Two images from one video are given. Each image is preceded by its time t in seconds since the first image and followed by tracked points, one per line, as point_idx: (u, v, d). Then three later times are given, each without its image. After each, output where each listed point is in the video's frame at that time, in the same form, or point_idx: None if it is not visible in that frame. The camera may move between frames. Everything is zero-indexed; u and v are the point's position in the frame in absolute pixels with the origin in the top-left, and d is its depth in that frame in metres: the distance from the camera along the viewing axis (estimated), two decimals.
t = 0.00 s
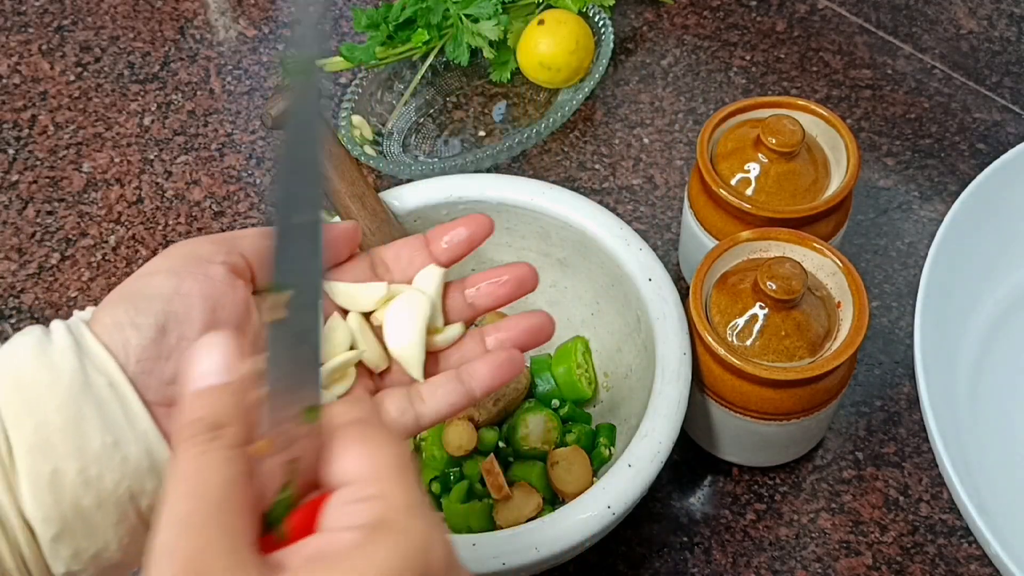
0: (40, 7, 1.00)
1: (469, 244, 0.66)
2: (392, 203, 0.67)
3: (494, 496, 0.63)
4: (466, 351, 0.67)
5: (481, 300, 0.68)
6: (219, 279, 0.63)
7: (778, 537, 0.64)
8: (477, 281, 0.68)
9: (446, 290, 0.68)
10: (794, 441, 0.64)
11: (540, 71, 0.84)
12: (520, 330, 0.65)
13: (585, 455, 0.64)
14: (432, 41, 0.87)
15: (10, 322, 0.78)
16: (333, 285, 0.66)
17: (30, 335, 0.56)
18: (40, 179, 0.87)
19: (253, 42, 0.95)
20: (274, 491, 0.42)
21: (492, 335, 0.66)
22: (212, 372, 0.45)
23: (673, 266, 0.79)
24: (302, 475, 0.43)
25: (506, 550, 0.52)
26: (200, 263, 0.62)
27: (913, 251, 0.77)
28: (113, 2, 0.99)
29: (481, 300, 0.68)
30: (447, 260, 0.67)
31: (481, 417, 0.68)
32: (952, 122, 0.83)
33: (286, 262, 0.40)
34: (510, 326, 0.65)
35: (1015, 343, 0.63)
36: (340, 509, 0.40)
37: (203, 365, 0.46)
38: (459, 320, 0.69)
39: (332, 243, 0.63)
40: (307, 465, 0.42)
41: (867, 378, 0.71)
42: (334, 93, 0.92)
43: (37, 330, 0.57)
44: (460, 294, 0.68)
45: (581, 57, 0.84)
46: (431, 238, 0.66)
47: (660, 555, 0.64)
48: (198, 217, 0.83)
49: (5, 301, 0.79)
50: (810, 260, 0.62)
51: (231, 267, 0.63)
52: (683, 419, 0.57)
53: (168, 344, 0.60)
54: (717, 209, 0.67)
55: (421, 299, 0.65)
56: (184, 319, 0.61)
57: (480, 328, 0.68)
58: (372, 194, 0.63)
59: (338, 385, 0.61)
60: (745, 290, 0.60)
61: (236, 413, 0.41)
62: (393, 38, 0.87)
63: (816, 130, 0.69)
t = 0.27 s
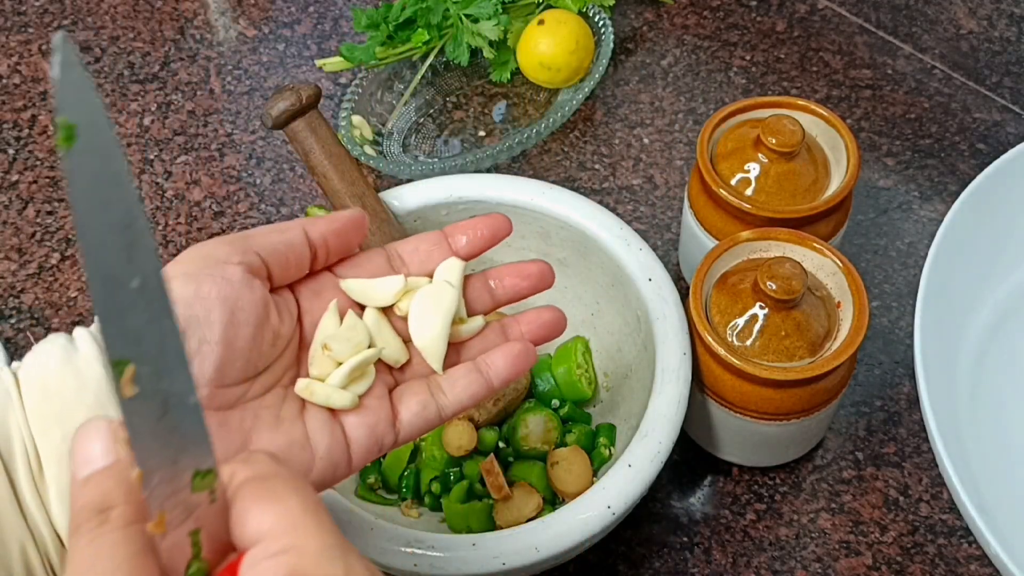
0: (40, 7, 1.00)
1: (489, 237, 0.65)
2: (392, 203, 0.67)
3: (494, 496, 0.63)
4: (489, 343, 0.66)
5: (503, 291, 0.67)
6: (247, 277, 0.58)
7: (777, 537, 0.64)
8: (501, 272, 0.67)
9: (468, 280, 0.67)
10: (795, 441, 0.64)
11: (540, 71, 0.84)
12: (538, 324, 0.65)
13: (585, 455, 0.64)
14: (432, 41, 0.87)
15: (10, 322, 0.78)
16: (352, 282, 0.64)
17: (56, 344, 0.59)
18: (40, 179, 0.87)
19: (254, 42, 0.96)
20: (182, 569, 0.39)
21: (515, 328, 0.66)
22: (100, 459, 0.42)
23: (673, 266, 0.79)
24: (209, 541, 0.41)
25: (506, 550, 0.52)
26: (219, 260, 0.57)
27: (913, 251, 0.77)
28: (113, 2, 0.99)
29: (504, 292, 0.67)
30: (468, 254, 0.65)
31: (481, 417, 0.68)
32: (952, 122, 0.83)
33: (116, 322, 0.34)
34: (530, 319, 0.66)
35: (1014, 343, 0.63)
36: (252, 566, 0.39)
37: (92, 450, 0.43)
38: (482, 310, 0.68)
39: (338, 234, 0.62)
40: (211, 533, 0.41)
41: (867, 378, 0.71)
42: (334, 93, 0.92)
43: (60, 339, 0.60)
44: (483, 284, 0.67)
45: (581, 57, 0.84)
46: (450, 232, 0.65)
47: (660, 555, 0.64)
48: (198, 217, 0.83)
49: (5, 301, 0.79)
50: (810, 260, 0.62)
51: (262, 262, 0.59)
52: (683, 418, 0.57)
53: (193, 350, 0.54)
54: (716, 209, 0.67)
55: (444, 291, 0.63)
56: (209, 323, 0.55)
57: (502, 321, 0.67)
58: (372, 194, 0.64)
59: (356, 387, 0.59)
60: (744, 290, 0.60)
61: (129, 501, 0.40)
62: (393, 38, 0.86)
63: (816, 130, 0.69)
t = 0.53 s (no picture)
0: (40, 7, 1.00)
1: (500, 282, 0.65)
2: (392, 203, 0.66)
3: (494, 496, 0.63)
4: (506, 373, 0.63)
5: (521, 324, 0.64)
6: (215, 313, 0.53)
7: (777, 537, 0.64)
8: (518, 305, 0.65)
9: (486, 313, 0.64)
10: (794, 441, 0.64)
11: (540, 71, 0.84)
12: (550, 355, 0.63)
13: (586, 456, 0.64)
14: (432, 41, 0.87)
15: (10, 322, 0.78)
16: (366, 313, 0.61)
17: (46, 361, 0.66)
18: (40, 179, 0.87)
19: (254, 42, 0.96)
20: None
21: (530, 359, 0.63)
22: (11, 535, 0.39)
23: (673, 266, 0.79)
24: None
25: (506, 551, 0.52)
26: (180, 300, 0.53)
27: (913, 251, 0.77)
28: (113, 2, 0.99)
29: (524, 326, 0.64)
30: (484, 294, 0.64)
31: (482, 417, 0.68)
32: (952, 122, 0.83)
33: None
34: (544, 351, 0.63)
35: (1014, 343, 0.63)
36: None
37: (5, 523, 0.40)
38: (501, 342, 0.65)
39: (266, 219, 0.58)
40: None
41: (867, 377, 0.71)
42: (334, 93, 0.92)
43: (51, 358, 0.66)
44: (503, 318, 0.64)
45: (581, 57, 0.84)
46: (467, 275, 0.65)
47: (660, 555, 0.64)
48: (198, 217, 0.83)
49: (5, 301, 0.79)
50: (810, 260, 0.62)
51: (223, 286, 0.56)
52: (683, 419, 0.57)
53: (169, 398, 0.50)
54: (716, 209, 0.67)
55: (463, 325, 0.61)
56: (182, 368, 0.50)
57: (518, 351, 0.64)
58: (373, 193, 0.63)
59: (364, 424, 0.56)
60: (745, 290, 0.60)
61: None
62: (392, 38, 0.86)
63: (816, 130, 0.69)
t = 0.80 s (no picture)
0: (40, 7, 1.00)
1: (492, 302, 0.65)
2: (392, 203, 0.66)
3: (494, 496, 0.62)
4: (497, 394, 0.62)
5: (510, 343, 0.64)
6: (204, 337, 0.54)
7: (777, 537, 0.64)
8: (506, 326, 0.65)
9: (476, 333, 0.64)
10: (794, 441, 0.64)
11: (540, 70, 0.84)
12: (540, 376, 0.63)
13: (585, 456, 0.64)
14: (432, 41, 0.87)
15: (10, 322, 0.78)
16: (357, 335, 0.61)
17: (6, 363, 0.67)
18: (40, 179, 0.87)
19: (254, 42, 0.96)
20: None
21: (520, 378, 0.63)
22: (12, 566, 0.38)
23: (673, 266, 0.79)
24: None
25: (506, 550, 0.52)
26: (169, 325, 0.54)
27: (913, 251, 0.77)
28: (113, 2, 0.99)
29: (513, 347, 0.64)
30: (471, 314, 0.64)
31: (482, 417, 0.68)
32: (952, 122, 0.83)
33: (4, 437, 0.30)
34: (534, 371, 0.63)
35: (1013, 343, 0.63)
36: None
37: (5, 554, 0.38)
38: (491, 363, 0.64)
39: (249, 242, 0.58)
40: None
41: (866, 377, 0.71)
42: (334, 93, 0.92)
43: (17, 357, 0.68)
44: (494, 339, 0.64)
45: (581, 57, 0.84)
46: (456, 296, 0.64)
47: (660, 555, 0.64)
48: (198, 217, 0.83)
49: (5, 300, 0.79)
50: (810, 260, 0.62)
51: (212, 309, 0.56)
52: (683, 419, 0.57)
53: (161, 424, 0.51)
54: (717, 209, 0.67)
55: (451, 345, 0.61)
56: (173, 395, 0.51)
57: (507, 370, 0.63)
58: (373, 193, 0.63)
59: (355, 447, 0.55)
60: (745, 290, 0.60)
61: None
62: (392, 38, 0.87)
63: (816, 130, 0.69)
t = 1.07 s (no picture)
0: (40, 7, 1.00)
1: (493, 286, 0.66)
2: (392, 203, 0.66)
3: (494, 496, 0.62)
4: (501, 377, 0.63)
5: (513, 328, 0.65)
6: (207, 329, 0.55)
7: (778, 537, 0.64)
8: (509, 312, 0.66)
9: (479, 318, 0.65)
10: (794, 441, 0.64)
11: (540, 70, 0.84)
12: (543, 357, 0.64)
13: (586, 456, 0.64)
14: (432, 41, 0.87)
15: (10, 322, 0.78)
16: (360, 323, 0.62)
17: None
18: (40, 179, 0.87)
19: (253, 42, 0.95)
20: None
21: (523, 361, 0.64)
22: (57, 559, 0.35)
23: (673, 266, 0.78)
24: None
25: (506, 550, 0.52)
26: (170, 318, 0.54)
27: (913, 251, 0.77)
28: (113, 2, 0.99)
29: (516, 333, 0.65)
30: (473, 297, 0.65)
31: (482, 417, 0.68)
32: (952, 122, 0.83)
33: (59, 431, 0.28)
34: (536, 352, 0.65)
35: (1013, 343, 0.63)
36: None
37: (45, 547, 0.36)
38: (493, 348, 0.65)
39: (248, 232, 0.59)
40: None
41: (867, 377, 0.71)
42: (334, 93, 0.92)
43: None
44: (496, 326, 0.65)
45: (581, 57, 0.84)
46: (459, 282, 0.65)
47: (660, 555, 0.64)
48: (198, 217, 0.83)
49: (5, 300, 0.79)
50: (810, 260, 0.62)
51: (214, 301, 0.57)
52: (683, 419, 0.57)
53: (166, 418, 0.50)
54: (717, 209, 0.67)
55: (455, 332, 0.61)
56: (177, 388, 0.51)
57: (510, 354, 0.65)
58: (373, 193, 0.63)
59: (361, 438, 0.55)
60: (745, 290, 0.60)
61: None
62: (392, 38, 0.86)
63: (817, 130, 0.69)
